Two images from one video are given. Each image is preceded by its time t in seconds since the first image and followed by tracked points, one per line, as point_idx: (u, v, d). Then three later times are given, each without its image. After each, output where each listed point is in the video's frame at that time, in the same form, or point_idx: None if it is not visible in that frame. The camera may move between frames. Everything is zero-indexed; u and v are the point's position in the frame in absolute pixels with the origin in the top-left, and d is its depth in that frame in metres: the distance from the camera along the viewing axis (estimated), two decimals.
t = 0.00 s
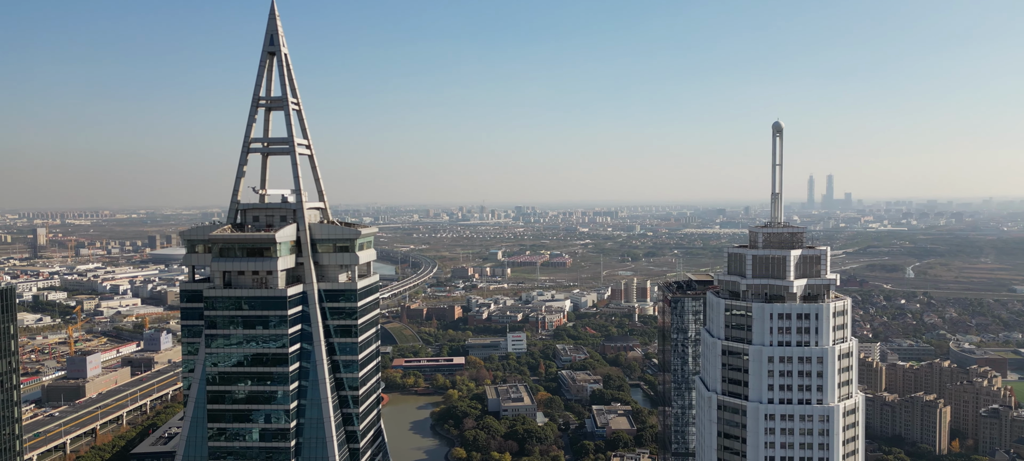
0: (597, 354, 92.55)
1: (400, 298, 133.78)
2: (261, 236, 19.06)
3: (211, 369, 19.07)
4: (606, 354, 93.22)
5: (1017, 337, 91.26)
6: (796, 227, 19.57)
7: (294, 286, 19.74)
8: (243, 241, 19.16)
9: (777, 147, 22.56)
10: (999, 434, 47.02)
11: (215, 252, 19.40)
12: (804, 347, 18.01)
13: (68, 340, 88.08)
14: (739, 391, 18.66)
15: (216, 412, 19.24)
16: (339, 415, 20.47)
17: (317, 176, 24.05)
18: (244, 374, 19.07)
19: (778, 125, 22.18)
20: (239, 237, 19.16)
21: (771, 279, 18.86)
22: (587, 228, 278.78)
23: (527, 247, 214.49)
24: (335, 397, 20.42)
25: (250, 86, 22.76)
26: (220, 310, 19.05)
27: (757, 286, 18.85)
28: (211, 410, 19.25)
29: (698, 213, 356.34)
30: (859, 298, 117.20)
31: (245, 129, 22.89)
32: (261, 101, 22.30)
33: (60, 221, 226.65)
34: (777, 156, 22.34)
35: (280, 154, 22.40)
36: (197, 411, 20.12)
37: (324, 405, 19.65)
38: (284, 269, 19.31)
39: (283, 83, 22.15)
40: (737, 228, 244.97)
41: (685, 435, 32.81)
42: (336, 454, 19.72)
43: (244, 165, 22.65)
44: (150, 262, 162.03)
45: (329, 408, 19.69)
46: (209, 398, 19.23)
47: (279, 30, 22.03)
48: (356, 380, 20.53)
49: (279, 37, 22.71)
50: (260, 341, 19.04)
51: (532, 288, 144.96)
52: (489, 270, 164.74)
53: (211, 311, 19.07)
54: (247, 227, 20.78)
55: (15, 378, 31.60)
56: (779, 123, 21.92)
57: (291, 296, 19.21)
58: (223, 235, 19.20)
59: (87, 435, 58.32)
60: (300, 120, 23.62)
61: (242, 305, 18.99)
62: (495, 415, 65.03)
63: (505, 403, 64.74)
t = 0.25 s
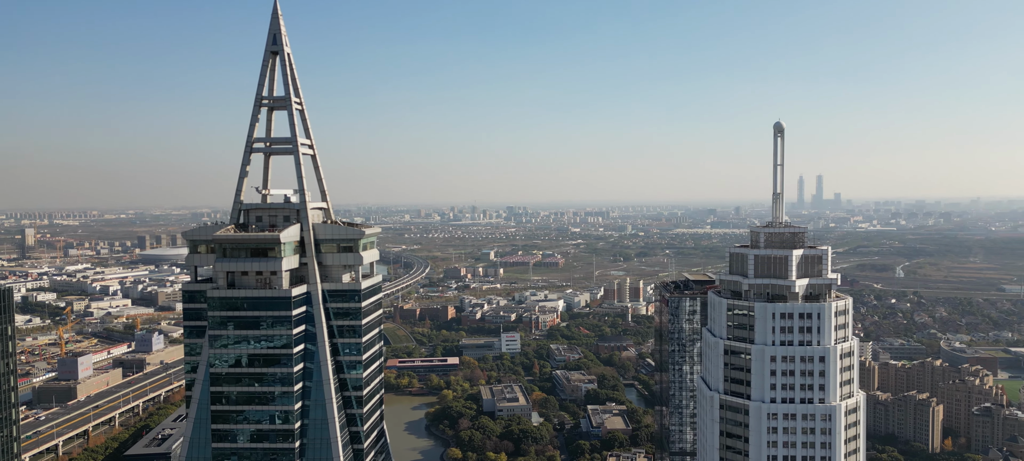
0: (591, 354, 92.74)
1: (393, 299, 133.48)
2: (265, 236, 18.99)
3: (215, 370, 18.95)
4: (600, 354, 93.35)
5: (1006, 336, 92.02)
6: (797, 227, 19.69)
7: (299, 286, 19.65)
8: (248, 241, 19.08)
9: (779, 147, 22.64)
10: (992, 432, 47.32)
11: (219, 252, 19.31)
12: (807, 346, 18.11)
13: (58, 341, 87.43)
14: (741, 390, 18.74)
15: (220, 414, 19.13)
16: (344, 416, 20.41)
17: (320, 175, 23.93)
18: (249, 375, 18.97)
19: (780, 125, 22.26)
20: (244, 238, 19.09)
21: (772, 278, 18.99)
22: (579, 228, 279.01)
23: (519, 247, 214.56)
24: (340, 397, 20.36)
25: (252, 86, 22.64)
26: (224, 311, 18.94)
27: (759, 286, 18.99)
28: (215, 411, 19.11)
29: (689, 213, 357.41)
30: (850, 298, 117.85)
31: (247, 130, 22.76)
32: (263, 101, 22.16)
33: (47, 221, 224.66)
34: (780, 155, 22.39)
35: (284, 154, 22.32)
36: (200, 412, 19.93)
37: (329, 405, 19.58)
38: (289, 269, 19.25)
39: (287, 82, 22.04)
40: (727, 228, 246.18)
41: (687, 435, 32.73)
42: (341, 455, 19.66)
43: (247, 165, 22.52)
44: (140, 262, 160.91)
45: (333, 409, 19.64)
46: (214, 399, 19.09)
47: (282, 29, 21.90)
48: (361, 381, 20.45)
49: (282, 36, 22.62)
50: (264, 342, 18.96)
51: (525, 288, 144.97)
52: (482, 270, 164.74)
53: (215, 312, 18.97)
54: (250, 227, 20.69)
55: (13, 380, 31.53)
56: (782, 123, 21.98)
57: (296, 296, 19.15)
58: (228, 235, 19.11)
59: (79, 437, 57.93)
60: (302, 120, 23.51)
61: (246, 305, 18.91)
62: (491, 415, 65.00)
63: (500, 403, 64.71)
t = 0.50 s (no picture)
0: (585, 354, 92.85)
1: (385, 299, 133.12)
2: (269, 236, 18.89)
3: (219, 371, 18.81)
4: (593, 354, 93.44)
5: (995, 335, 92.80)
6: (798, 227, 19.81)
7: (303, 286, 19.58)
8: (252, 241, 18.97)
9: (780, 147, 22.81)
10: (984, 430, 47.68)
11: (223, 253, 19.18)
12: (809, 345, 18.20)
13: (48, 342, 86.72)
14: (744, 390, 18.81)
15: (224, 415, 18.98)
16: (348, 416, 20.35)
17: (323, 175, 23.84)
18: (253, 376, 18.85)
19: (781, 125, 22.38)
20: (248, 238, 18.98)
21: (774, 278, 19.11)
22: (570, 228, 279.30)
23: (510, 247, 214.53)
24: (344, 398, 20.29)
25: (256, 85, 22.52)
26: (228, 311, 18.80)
27: (762, 285, 19.11)
28: (219, 413, 18.98)
29: (679, 213, 358.52)
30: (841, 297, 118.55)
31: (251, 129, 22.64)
32: (267, 101, 22.04)
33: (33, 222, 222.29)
34: (780, 156, 22.52)
35: (286, 154, 22.24)
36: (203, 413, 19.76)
37: (333, 406, 19.52)
38: (293, 270, 19.16)
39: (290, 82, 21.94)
40: (718, 228, 247.35)
41: (689, 434, 32.95)
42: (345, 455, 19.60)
43: (250, 165, 22.40)
44: (129, 263, 159.69)
45: (338, 409, 19.56)
46: (217, 400, 18.94)
47: (285, 28, 21.79)
48: (365, 381, 20.40)
49: (285, 35, 22.51)
50: (269, 342, 18.86)
51: (517, 288, 144.98)
52: (474, 270, 164.65)
53: (219, 313, 18.83)
54: (254, 227, 20.59)
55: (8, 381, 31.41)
56: (783, 123, 22.12)
57: (300, 296, 19.07)
58: (231, 235, 19.00)
59: (70, 439, 57.55)
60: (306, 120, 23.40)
61: (250, 305, 18.80)
62: (485, 415, 64.91)
63: (495, 403, 64.65)
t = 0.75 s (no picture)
0: (579, 353, 92.93)
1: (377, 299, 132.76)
2: (273, 236, 18.81)
3: (224, 371, 18.75)
4: (587, 354, 93.49)
5: (985, 334, 93.55)
6: (800, 227, 19.83)
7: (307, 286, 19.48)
8: (256, 241, 18.87)
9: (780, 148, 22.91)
10: (976, 428, 47.94)
11: (227, 253, 19.09)
12: (812, 344, 18.29)
13: (38, 343, 85.98)
14: (748, 389, 18.89)
15: (228, 415, 18.90)
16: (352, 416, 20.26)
17: (326, 175, 23.70)
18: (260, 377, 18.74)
19: (783, 125, 22.41)
20: (252, 238, 18.88)
21: (777, 278, 19.15)
22: (562, 228, 279.43)
23: (502, 247, 214.46)
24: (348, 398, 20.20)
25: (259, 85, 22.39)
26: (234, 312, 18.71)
27: (764, 285, 19.18)
28: (224, 413, 18.89)
29: (670, 213, 359.63)
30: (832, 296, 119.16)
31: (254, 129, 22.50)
32: (270, 100, 21.89)
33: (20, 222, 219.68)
34: (782, 155, 22.56)
35: (290, 154, 22.14)
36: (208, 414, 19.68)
37: (338, 406, 19.41)
38: (297, 270, 19.08)
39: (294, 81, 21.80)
40: (708, 228, 248.26)
41: (683, 431, 33.05)
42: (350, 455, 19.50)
43: (253, 165, 22.26)
44: (118, 264, 158.50)
45: (343, 410, 19.45)
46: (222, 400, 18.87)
47: (289, 27, 21.64)
48: (369, 381, 20.30)
49: (289, 34, 22.39)
50: (275, 342, 18.76)
51: (510, 288, 144.95)
52: (466, 270, 164.44)
53: (223, 313, 18.75)
54: (257, 227, 20.48)
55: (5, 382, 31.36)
56: (785, 123, 22.15)
57: (305, 297, 18.98)
58: (236, 235, 18.90)
59: (62, 441, 57.13)
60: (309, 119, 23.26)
61: (254, 306, 18.72)
62: (480, 415, 64.84)
63: (490, 403, 64.59)
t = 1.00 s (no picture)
0: (573, 353, 93.07)
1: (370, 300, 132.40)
2: (279, 236, 18.73)
3: (228, 372, 18.64)
4: (581, 354, 93.61)
5: (975, 333, 94.33)
6: (802, 227, 19.93)
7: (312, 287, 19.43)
8: (261, 241, 18.77)
9: (781, 148, 23.03)
10: (969, 427, 48.43)
11: (232, 253, 18.97)
12: (814, 344, 18.41)
13: (28, 345, 85.16)
14: (750, 388, 19.00)
15: (233, 416, 18.80)
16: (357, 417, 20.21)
17: (329, 175, 23.66)
18: (265, 378, 18.66)
19: (784, 125, 22.54)
20: (257, 238, 18.77)
21: (779, 277, 19.25)
22: (553, 228, 279.53)
23: (494, 247, 214.33)
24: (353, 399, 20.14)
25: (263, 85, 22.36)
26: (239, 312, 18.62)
27: (766, 285, 19.28)
28: (229, 415, 18.79)
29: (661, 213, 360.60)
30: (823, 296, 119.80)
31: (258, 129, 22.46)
32: (274, 100, 21.84)
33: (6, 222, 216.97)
34: (782, 156, 22.70)
35: (293, 154, 22.08)
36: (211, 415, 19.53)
37: (343, 407, 19.35)
38: (303, 270, 19.03)
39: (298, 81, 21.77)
40: (699, 228, 249.02)
41: (678, 431, 33.10)
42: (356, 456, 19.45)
43: (258, 165, 22.20)
44: (107, 264, 157.37)
45: (348, 410, 19.40)
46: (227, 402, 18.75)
47: (292, 27, 21.61)
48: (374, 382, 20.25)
49: (292, 34, 22.37)
50: (281, 343, 18.69)
51: (503, 289, 144.98)
52: (458, 270, 164.26)
53: (228, 314, 18.64)
54: (261, 227, 20.38)
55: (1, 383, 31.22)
56: (786, 124, 22.26)
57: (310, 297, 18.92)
58: (241, 235, 18.80)
59: (54, 443, 56.59)
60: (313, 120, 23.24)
61: (260, 306, 18.63)
62: (475, 416, 64.81)
63: (485, 404, 64.55)
